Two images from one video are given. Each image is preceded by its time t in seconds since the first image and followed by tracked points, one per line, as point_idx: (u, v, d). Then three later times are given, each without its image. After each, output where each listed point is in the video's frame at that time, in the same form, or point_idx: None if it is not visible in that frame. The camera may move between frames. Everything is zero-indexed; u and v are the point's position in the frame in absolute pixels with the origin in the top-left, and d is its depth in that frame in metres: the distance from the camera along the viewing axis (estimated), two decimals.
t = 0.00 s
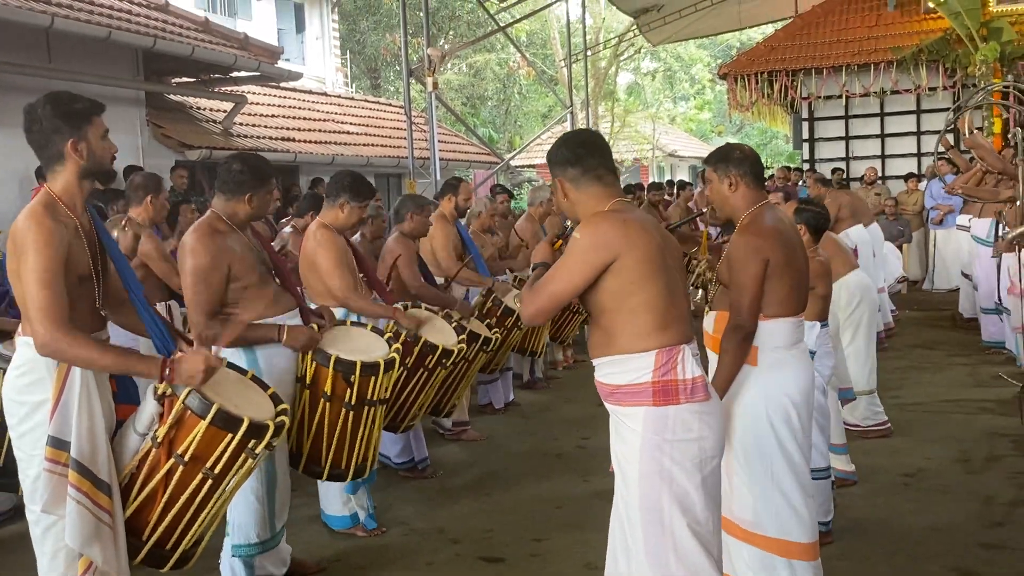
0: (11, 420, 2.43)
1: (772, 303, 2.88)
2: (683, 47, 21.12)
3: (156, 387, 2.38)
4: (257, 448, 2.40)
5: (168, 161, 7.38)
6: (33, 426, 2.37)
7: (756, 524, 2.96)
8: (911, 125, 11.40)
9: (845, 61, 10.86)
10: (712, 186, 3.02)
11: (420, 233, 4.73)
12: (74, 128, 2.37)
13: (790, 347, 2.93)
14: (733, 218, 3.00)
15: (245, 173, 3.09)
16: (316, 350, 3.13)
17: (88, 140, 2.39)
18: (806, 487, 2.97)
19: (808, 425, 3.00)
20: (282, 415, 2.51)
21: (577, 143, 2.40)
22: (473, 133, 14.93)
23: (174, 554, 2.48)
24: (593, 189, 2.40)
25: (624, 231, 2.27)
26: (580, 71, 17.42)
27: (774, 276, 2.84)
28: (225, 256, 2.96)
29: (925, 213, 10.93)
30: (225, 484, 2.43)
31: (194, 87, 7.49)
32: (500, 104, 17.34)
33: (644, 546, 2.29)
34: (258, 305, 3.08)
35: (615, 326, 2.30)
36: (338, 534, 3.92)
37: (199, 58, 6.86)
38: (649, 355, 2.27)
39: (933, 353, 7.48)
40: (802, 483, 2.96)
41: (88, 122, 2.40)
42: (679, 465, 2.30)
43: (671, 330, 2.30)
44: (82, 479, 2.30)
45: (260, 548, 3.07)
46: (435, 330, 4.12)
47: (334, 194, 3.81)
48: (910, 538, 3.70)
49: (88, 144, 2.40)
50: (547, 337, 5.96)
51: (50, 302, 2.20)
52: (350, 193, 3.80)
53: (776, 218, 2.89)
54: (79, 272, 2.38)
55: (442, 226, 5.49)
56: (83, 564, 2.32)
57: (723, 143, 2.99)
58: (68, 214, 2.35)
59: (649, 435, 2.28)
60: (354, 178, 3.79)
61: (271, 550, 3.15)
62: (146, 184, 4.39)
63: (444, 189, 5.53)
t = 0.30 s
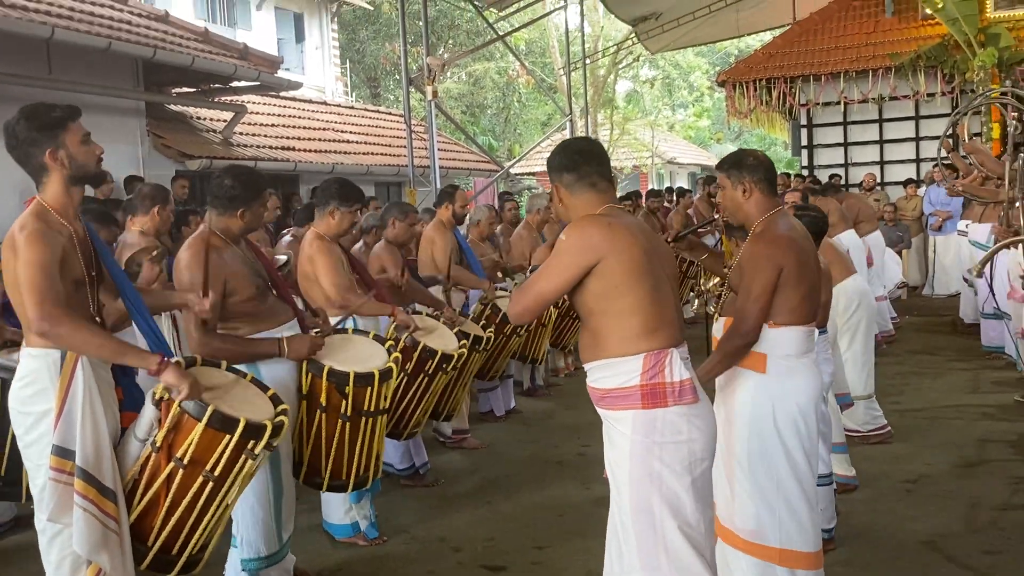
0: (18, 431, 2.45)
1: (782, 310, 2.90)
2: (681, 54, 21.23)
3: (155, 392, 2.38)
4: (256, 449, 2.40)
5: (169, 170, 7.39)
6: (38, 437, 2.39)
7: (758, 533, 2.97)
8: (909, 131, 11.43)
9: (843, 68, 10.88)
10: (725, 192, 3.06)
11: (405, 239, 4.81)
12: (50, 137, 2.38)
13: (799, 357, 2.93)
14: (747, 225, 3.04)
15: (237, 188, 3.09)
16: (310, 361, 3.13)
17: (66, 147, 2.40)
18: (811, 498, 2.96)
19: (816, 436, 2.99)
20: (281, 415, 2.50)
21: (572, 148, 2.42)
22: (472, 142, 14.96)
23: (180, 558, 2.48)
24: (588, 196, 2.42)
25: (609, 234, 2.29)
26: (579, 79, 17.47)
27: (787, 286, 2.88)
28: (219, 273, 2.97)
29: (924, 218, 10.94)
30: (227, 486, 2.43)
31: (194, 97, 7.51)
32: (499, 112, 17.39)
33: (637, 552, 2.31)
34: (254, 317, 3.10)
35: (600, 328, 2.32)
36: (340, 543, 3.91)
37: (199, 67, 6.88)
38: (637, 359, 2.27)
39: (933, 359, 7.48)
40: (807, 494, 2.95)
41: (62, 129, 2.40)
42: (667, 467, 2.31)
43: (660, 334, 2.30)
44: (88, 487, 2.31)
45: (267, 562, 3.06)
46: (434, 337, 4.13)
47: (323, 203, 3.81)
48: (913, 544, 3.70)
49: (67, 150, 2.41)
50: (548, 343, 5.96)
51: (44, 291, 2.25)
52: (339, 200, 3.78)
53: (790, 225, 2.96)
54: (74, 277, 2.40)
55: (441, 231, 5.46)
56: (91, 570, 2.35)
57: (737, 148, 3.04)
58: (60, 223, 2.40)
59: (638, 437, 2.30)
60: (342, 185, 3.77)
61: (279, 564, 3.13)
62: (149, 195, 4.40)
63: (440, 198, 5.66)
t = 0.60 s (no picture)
0: (27, 443, 2.51)
1: (792, 319, 2.89)
2: (682, 60, 21.24)
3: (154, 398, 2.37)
4: (257, 453, 2.37)
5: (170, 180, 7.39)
6: (46, 447, 2.44)
7: (763, 543, 2.94)
8: (911, 136, 11.42)
9: (844, 73, 10.87)
10: (737, 199, 3.05)
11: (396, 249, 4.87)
12: (28, 150, 2.39)
13: (810, 366, 2.91)
14: (759, 232, 3.04)
15: (239, 198, 3.07)
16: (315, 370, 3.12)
17: (44, 162, 2.40)
18: (817, 509, 2.94)
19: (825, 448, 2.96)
20: (281, 419, 2.48)
21: (589, 151, 2.41)
22: (474, 150, 14.97)
23: (185, 565, 2.45)
24: (603, 201, 2.42)
25: (615, 242, 2.25)
26: (580, 86, 17.47)
27: (795, 295, 2.88)
28: (222, 281, 2.98)
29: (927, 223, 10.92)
30: (229, 491, 2.40)
31: (195, 107, 7.52)
32: (501, 120, 17.40)
33: (642, 565, 2.29)
34: (257, 326, 3.07)
35: (602, 335, 2.30)
36: (344, 553, 3.88)
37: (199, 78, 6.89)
38: (639, 371, 2.25)
39: (938, 364, 7.45)
40: (814, 505, 2.93)
41: (40, 143, 2.40)
42: (668, 481, 2.29)
43: (663, 347, 2.27)
44: (95, 496, 2.33)
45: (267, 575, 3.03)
46: (433, 341, 4.12)
47: (318, 212, 3.81)
48: (920, 550, 3.66)
49: (46, 164, 2.40)
50: (549, 349, 5.94)
51: (32, 305, 2.25)
52: (333, 208, 3.79)
53: (801, 233, 2.94)
54: (72, 287, 2.43)
55: (437, 240, 5.47)
56: None
57: (750, 155, 3.02)
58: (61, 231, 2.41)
59: (638, 451, 2.28)
60: (335, 193, 3.77)
61: None
62: (151, 205, 4.39)
63: (435, 205, 5.59)
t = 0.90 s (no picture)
0: (36, 453, 2.50)
1: (798, 328, 2.89)
2: (683, 67, 21.30)
3: (156, 403, 2.38)
4: (260, 452, 2.38)
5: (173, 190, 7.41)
6: (52, 456, 2.43)
7: (768, 551, 2.94)
8: (912, 141, 11.42)
9: (845, 78, 10.88)
10: (742, 206, 3.06)
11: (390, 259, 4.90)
12: (25, 162, 2.41)
13: (814, 374, 2.90)
14: (765, 239, 3.03)
15: (249, 206, 3.09)
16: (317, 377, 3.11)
17: (35, 175, 2.41)
18: (821, 517, 2.93)
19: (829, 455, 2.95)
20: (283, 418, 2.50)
21: (636, 149, 2.32)
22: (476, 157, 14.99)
23: (194, 569, 2.44)
24: (642, 204, 2.34)
25: (648, 259, 2.20)
26: (582, 93, 17.52)
27: (801, 302, 2.87)
28: (230, 283, 2.97)
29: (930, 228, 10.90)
30: (233, 491, 2.40)
31: (198, 116, 7.55)
32: (503, 127, 17.44)
33: None
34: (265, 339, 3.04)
35: (622, 347, 2.27)
36: (347, 561, 3.87)
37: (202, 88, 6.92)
38: (657, 391, 2.22)
39: (942, 369, 7.44)
40: (818, 512, 2.92)
41: (38, 154, 2.40)
42: (681, 500, 2.27)
43: (683, 368, 2.24)
44: (99, 504, 2.34)
45: None
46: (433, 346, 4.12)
47: (312, 222, 3.83)
48: (925, 556, 3.65)
49: (37, 177, 2.42)
50: (551, 355, 5.93)
51: (25, 310, 2.27)
52: (326, 217, 3.79)
53: (806, 239, 2.93)
54: (69, 295, 2.46)
55: (432, 245, 5.47)
56: None
57: (754, 161, 3.02)
58: (53, 242, 2.44)
59: (652, 471, 2.27)
60: (326, 202, 3.78)
61: None
62: (154, 215, 4.40)
63: (430, 212, 5.62)
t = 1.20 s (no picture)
0: (41, 459, 2.51)
1: (806, 334, 2.89)
2: (685, 73, 21.34)
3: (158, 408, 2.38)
4: (261, 457, 2.37)
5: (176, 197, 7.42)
6: (56, 462, 2.44)
7: (774, 558, 2.95)
8: (914, 146, 11.39)
9: (847, 84, 10.88)
10: (743, 212, 3.06)
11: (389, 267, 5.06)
12: (26, 172, 2.41)
13: (822, 381, 2.90)
14: (767, 244, 3.03)
15: (254, 209, 3.09)
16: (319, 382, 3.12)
17: (32, 184, 2.42)
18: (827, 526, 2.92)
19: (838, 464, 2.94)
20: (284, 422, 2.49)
21: (681, 149, 2.19)
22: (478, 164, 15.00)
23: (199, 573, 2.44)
24: (685, 206, 2.22)
25: (688, 274, 2.09)
26: (584, 99, 17.57)
27: (806, 305, 2.86)
28: (236, 287, 2.98)
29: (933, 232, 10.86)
30: (236, 496, 2.39)
31: (200, 124, 7.57)
32: (505, 133, 17.47)
33: None
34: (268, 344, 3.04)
35: (653, 361, 2.18)
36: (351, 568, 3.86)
37: (204, 95, 6.94)
38: (689, 403, 2.13)
39: (946, 373, 7.43)
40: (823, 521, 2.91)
41: (38, 163, 2.41)
42: (707, 515, 2.16)
43: (719, 383, 2.14)
44: (102, 509, 2.35)
45: None
46: (436, 351, 4.14)
47: (313, 229, 3.82)
48: (930, 561, 3.63)
49: (34, 187, 2.44)
50: (555, 360, 5.90)
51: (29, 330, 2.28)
52: (327, 224, 3.78)
53: (808, 242, 2.91)
54: (70, 303, 2.46)
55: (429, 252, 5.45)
56: None
57: (754, 167, 3.02)
58: (53, 252, 2.45)
59: (676, 482, 2.16)
60: (326, 210, 3.77)
61: None
62: (157, 223, 4.41)
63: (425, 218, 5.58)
